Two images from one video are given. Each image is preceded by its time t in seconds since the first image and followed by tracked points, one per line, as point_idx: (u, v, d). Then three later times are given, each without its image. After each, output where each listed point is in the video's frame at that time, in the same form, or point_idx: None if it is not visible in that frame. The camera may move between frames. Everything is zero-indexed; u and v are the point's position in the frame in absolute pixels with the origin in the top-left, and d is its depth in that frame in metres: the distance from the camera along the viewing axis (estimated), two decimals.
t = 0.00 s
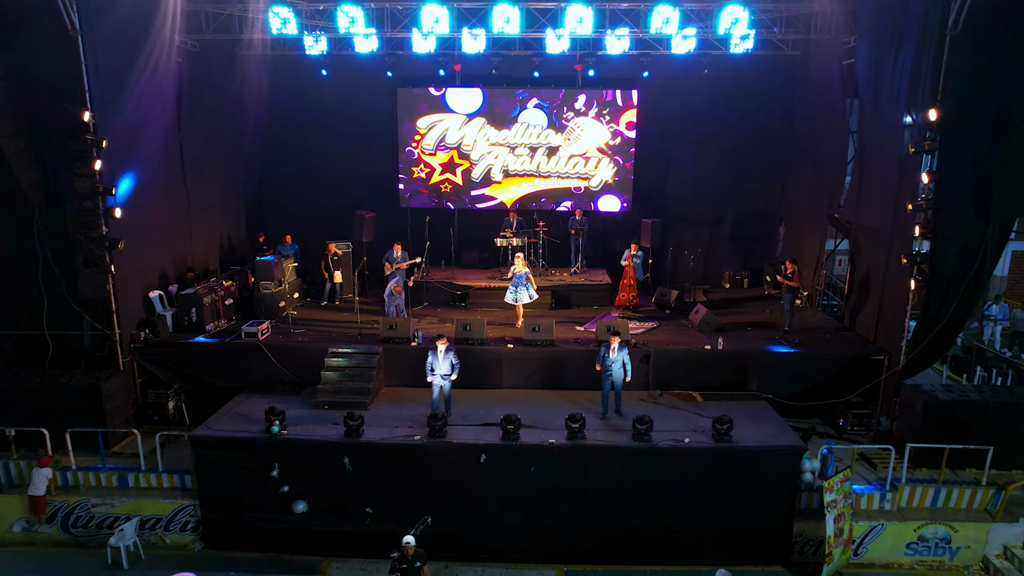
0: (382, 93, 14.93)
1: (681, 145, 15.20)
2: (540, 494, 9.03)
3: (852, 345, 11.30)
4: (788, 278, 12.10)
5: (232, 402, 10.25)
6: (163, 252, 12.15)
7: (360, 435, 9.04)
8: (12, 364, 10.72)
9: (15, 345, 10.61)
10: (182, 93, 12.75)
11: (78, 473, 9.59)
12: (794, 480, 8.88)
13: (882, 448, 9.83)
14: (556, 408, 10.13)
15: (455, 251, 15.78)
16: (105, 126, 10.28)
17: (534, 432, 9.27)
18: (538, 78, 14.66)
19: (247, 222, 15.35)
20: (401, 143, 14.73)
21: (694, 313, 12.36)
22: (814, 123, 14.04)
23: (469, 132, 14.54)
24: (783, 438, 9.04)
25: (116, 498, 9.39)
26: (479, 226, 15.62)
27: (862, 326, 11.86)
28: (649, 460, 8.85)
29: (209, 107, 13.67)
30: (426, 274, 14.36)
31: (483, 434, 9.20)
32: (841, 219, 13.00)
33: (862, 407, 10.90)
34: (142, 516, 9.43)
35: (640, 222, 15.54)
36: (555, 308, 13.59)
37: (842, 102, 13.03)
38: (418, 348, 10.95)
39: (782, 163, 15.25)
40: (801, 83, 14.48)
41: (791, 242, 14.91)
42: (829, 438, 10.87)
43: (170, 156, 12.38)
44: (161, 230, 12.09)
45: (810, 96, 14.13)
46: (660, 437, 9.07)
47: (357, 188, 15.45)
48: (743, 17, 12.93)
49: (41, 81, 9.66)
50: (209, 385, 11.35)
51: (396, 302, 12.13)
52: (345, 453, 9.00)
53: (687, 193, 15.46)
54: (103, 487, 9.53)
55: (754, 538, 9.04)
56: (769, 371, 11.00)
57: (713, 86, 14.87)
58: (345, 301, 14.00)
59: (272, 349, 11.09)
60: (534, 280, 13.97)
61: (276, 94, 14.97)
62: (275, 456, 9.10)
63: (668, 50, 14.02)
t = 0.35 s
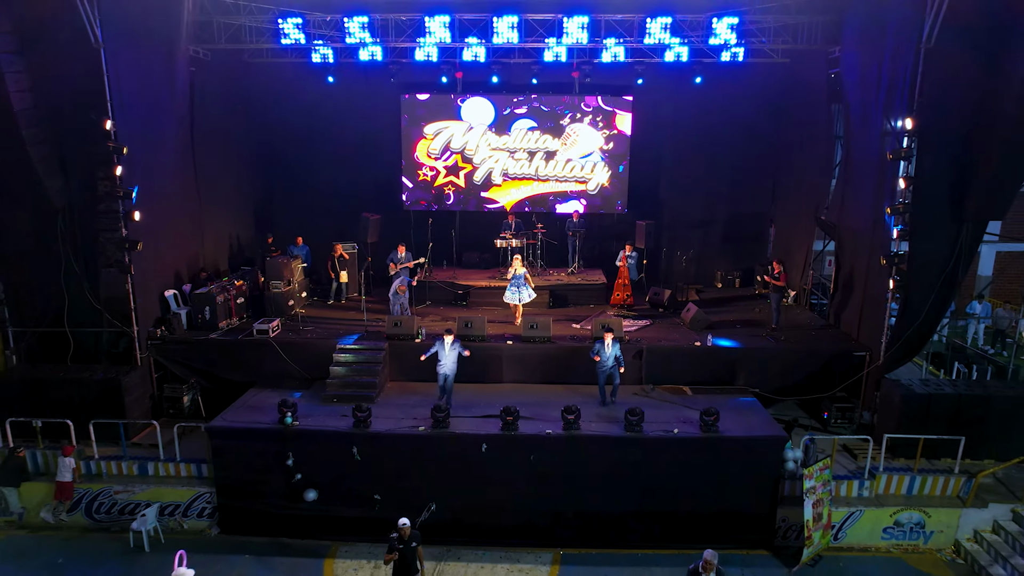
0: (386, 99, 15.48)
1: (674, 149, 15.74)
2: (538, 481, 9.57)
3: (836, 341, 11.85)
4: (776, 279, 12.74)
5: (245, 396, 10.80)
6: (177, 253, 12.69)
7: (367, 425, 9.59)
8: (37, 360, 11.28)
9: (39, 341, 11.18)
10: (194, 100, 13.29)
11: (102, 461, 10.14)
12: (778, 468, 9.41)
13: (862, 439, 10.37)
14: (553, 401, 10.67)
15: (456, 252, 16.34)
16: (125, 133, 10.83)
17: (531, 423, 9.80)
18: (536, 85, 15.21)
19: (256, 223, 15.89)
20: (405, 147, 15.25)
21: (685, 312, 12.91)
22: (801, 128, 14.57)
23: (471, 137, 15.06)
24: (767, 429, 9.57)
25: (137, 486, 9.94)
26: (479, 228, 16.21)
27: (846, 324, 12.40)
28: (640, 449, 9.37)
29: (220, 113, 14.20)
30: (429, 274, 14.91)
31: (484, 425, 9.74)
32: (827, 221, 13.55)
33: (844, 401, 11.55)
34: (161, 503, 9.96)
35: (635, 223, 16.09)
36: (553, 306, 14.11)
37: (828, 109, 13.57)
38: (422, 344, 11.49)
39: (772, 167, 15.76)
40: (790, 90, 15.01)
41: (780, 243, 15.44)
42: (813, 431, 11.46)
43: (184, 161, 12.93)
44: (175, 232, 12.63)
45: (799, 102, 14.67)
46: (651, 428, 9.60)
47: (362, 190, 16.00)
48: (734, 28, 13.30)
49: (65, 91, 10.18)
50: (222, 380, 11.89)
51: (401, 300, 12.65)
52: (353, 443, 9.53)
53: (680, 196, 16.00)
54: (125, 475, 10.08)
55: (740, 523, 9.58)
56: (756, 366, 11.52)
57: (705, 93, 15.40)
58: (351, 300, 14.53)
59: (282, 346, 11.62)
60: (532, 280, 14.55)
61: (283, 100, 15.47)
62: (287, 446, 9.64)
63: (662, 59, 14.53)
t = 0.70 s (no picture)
0: (390, 105, 16.08)
1: (668, 154, 16.34)
2: (535, 468, 10.16)
3: (820, 338, 12.44)
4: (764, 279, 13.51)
5: (259, 389, 11.39)
6: (192, 253, 13.30)
7: (375, 416, 10.20)
8: (61, 355, 11.87)
9: (63, 338, 11.79)
10: (207, 107, 13.89)
11: (123, 451, 10.74)
12: (762, 457, 9.99)
13: (842, 429, 10.97)
14: (550, 394, 11.28)
15: (458, 252, 16.94)
16: (145, 140, 11.43)
17: (529, 414, 10.41)
18: (535, 92, 15.81)
19: (265, 225, 16.50)
20: (409, 152, 15.87)
21: (677, 310, 13.51)
22: (789, 134, 15.16)
23: (473, 143, 15.68)
24: (751, 419, 10.17)
25: (157, 474, 10.54)
26: (480, 229, 16.82)
27: (829, 321, 12.99)
28: (631, 438, 9.98)
29: (231, 119, 14.81)
30: (431, 274, 15.52)
31: (484, 416, 10.34)
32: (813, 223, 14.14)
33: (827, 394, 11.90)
34: (180, 490, 10.55)
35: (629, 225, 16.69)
36: (551, 305, 14.70)
37: (814, 116, 14.17)
38: (425, 340, 12.10)
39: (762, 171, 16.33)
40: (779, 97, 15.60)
41: (769, 244, 16.04)
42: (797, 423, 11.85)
43: (198, 166, 13.53)
44: (190, 233, 13.24)
45: (787, 108, 15.26)
46: (642, 419, 10.21)
47: (366, 193, 16.59)
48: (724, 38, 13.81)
49: (88, 101, 10.75)
50: (235, 375, 12.48)
51: (405, 298, 13.41)
52: (362, 433, 10.13)
53: (674, 198, 16.59)
54: (145, 463, 10.67)
55: (726, 509, 10.16)
56: (743, 361, 12.10)
57: (697, 100, 16.00)
58: (356, 299, 15.12)
59: (293, 342, 12.22)
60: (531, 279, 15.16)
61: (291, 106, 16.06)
62: (299, 435, 10.23)
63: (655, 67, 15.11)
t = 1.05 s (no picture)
0: (394, 111, 16.62)
1: (662, 158, 16.87)
2: (534, 458, 10.70)
3: (807, 335, 12.98)
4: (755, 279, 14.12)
5: (270, 383, 11.93)
6: (204, 254, 13.85)
7: (382, 409, 10.73)
8: (81, 352, 12.44)
9: (83, 335, 12.35)
10: (219, 114, 14.42)
11: (142, 443, 11.29)
12: (748, 448, 10.51)
13: (826, 422, 11.50)
14: (548, 388, 11.82)
15: (459, 253, 17.49)
16: (161, 147, 11.97)
17: (528, 407, 10.94)
18: (534, 98, 16.33)
19: (273, 227, 17.04)
20: (412, 156, 16.39)
21: (670, 309, 14.04)
22: (780, 139, 15.69)
23: (475, 147, 16.21)
24: (739, 412, 10.71)
25: (174, 464, 11.08)
26: (481, 231, 17.36)
27: (817, 319, 13.52)
28: (625, 430, 10.51)
29: (241, 125, 15.35)
30: (434, 274, 16.06)
31: (485, 409, 10.87)
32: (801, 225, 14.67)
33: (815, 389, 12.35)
34: (197, 479, 11.09)
35: (626, 226, 17.24)
36: (549, 304, 15.23)
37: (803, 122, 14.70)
38: (429, 338, 12.65)
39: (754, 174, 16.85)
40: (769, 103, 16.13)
41: (761, 245, 16.55)
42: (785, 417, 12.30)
43: (210, 170, 14.04)
44: (203, 235, 13.79)
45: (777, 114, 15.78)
46: (636, 412, 10.73)
47: (371, 195, 17.14)
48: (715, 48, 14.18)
49: (109, 109, 11.30)
50: (247, 370, 13.01)
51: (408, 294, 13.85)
52: (369, 425, 10.66)
53: (669, 201, 17.12)
54: (163, 454, 11.21)
55: (715, 497, 10.68)
56: (733, 358, 12.63)
57: (691, 106, 16.52)
58: (361, 298, 15.66)
59: (302, 339, 12.76)
60: (530, 279, 15.70)
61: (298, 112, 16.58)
62: (310, 427, 10.76)
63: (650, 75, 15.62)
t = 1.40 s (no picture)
0: (399, 116, 17.25)
1: (658, 161, 17.47)
2: (534, 448, 11.30)
3: (795, 332, 13.59)
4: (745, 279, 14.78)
5: (283, 377, 12.54)
6: (219, 254, 14.50)
7: (390, 400, 11.34)
8: (103, 348, 13.06)
9: (105, 331, 12.98)
10: (231, 120, 15.03)
11: (162, 433, 11.89)
12: (737, 438, 11.12)
13: (812, 414, 12.09)
14: (548, 381, 12.43)
15: (462, 253, 18.10)
16: (179, 152, 12.58)
17: (529, 399, 11.56)
18: (534, 104, 16.97)
19: (282, 228, 17.66)
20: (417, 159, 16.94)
21: (664, 307, 14.65)
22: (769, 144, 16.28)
23: (478, 151, 16.81)
24: (728, 403, 11.33)
25: (193, 454, 11.69)
26: (483, 232, 17.99)
27: (804, 316, 14.12)
28: (620, 421, 11.12)
29: (252, 130, 15.96)
30: (438, 273, 16.68)
31: (488, 400, 11.49)
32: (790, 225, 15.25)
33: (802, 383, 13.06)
34: (214, 468, 11.69)
35: (622, 227, 17.85)
36: (549, 302, 15.83)
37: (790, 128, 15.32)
38: (434, 334, 13.27)
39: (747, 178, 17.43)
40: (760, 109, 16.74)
41: (752, 246, 17.17)
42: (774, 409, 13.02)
43: (223, 173, 14.65)
44: (217, 235, 14.41)
45: (766, 120, 16.39)
46: (631, 404, 11.33)
47: (377, 197, 17.75)
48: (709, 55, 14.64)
49: (131, 118, 11.92)
50: (260, 365, 13.61)
51: (411, 281, 14.53)
52: (378, 416, 11.27)
53: (664, 203, 17.71)
54: (182, 444, 11.81)
55: (706, 484, 11.30)
56: (724, 353, 13.23)
57: (685, 112, 17.12)
58: (368, 297, 16.26)
59: (313, 335, 13.36)
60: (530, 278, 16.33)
61: (307, 117, 17.19)
62: (322, 418, 11.36)
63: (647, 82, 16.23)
